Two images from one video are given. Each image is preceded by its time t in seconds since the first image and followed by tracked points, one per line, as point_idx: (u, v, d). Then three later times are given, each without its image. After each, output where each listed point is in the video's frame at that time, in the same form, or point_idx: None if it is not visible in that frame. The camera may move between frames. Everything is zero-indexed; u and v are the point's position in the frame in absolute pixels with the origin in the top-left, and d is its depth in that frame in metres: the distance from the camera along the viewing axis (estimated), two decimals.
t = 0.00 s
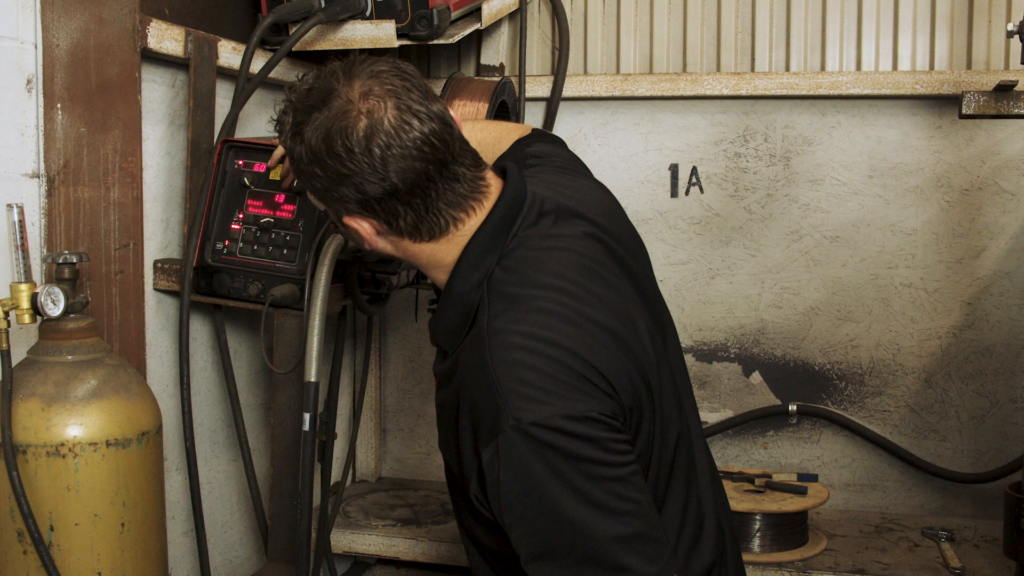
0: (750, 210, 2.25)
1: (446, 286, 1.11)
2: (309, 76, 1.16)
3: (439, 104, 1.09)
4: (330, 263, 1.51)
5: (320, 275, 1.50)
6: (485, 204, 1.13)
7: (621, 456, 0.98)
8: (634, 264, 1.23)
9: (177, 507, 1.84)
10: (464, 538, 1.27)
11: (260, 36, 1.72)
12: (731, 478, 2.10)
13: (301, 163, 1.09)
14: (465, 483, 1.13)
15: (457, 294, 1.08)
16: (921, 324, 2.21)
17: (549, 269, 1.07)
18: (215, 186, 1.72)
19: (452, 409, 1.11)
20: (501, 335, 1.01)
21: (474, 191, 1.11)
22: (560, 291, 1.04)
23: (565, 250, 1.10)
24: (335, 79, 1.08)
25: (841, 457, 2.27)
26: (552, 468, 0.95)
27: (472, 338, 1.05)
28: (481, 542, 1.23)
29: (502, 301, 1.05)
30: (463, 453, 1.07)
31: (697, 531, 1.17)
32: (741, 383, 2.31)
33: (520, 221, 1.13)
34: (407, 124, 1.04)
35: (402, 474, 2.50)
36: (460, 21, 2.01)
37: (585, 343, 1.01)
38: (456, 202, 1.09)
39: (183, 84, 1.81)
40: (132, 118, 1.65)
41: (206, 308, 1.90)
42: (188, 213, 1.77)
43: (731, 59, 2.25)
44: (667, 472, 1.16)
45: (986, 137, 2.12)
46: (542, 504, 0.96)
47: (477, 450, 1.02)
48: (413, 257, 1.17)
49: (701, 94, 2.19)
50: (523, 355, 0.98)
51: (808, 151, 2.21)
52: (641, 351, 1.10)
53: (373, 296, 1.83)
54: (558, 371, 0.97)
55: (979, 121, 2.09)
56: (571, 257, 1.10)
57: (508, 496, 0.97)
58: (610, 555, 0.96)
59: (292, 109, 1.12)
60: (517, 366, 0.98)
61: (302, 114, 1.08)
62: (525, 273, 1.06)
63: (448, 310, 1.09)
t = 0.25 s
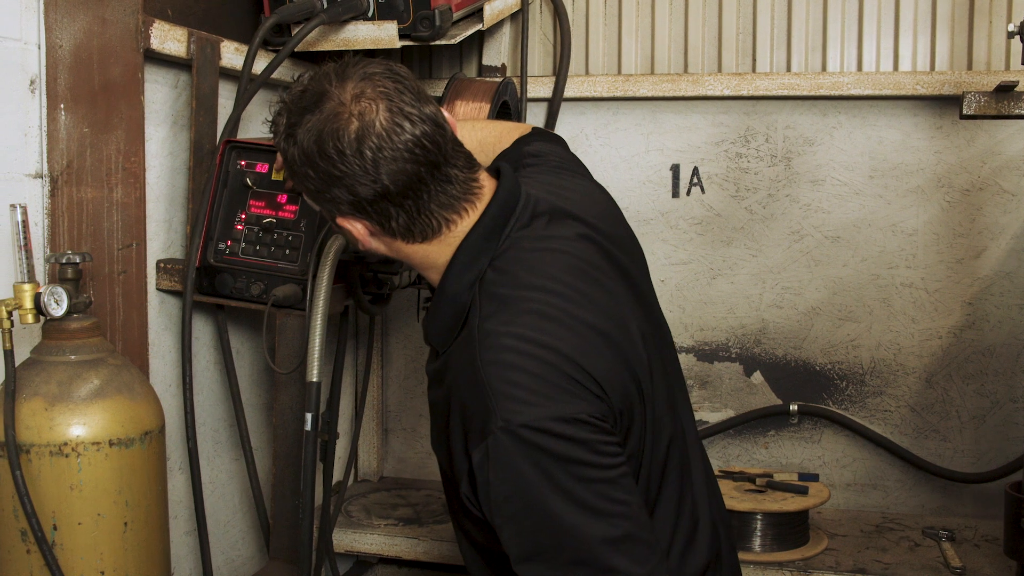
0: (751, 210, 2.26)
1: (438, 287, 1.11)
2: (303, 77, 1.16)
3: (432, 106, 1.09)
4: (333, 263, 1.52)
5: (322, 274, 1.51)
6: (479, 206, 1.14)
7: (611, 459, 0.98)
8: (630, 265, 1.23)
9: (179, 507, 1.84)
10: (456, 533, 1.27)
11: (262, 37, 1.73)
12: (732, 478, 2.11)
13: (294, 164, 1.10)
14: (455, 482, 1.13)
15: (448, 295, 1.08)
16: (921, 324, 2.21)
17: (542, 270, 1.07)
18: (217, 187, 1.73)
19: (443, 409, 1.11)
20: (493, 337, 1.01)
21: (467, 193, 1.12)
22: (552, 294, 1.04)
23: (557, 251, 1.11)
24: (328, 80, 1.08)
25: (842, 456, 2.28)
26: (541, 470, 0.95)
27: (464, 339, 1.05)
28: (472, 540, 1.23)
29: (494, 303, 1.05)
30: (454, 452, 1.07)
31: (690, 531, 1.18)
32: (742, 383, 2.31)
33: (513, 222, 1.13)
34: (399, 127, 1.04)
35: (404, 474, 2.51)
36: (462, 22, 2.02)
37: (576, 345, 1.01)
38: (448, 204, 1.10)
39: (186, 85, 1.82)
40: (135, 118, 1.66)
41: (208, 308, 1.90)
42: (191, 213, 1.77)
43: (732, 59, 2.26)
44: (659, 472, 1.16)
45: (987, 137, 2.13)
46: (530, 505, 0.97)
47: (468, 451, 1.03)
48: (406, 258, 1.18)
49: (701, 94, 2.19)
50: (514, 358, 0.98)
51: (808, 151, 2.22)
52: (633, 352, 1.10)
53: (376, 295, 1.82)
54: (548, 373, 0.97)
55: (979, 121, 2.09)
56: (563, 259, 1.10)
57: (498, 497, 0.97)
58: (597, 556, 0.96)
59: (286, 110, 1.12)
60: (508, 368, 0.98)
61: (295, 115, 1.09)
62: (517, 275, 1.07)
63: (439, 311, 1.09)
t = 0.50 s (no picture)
0: (753, 210, 2.26)
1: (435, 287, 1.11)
2: (303, 76, 1.16)
3: (431, 106, 1.10)
4: (336, 263, 1.52)
5: (325, 274, 1.52)
6: (477, 206, 1.14)
7: (608, 459, 0.98)
8: (629, 266, 1.23)
9: (182, 506, 1.85)
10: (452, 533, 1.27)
11: (264, 37, 1.73)
12: (734, 478, 2.11)
13: (293, 163, 1.10)
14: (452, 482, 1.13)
15: (445, 294, 1.08)
16: (923, 324, 2.21)
17: (539, 270, 1.07)
18: (219, 187, 1.73)
19: (440, 408, 1.11)
20: (490, 336, 1.01)
21: (465, 193, 1.12)
22: (549, 293, 1.05)
23: (556, 251, 1.11)
24: (327, 80, 1.08)
25: (843, 456, 2.28)
26: (538, 469, 0.96)
27: (462, 339, 1.06)
28: (468, 540, 1.24)
29: (491, 302, 1.05)
30: (450, 451, 1.07)
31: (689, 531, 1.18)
32: (744, 383, 2.31)
33: (511, 222, 1.13)
34: (398, 126, 1.05)
35: (406, 474, 2.52)
36: (464, 22, 2.03)
37: (573, 345, 1.01)
38: (447, 204, 1.10)
39: (189, 85, 1.83)
40: (138, 118, 1.66)
41: (210, 307, 1.91)
42: (193, 213, 1.78)
43: (734, 60, 2.26)
44: (655, 472, 1.17)
45: (988, 137, 2.13)
46: (527, 505, 0.97)
47: (465, 450, 1.03)
48: (404, 258, 1.18)
49: (703, 95, 2.20)
50: (511, 357, 0.99)
51: (809, 151, 2.22)
52: (630, 352, 1.10)
53: (379, 295, 1.82)
54: (545, 373, 0.98)
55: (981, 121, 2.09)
56: (561, 259, 1.10)
57: (495, 497, 0.97)
58: (594, 556, 0.96)
59: (285, 109, 1.12)
60: (505, 368, 0.98)
61: (294, 114, 1.09)
62: (515, 275, 1.07)
63: (436, 311, 1.10)
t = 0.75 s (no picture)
0: (754, 210, 2.26)
1: (435, 287, 1.11)
2: (303, 75, 1.17)
3: (431, 105, 1.10)
4: (337, 263, 1.52)
5: (326, 274, 1.52)
6: (477, 206, 1.14)
7: (608, 459, 0.99)
8: (629, 266, 1.23)
9: (184, 505, 1.85)
10: (451, 533, 1.27)
11: (267, 37, 1.73)
12: (735, 478, 2.11)
13: (293, 162, 1.10)
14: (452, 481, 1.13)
15: (446, 294, 1.08)
16: (924, 324, 2.21)
17: (540, 270, 1.08)
18: (221, 187, 1.73)
19: (440, 408, 1.11)
20: (491, 336, 1.01)
21: (465, 192, 1.12)
22: (550, 293, 1.05)
23: (556, 251, 1.11)
24: (327, 79, 1.09)
25: (844, 456, 2.28)
26: (539, 469, 0.96)
27: (462, 338, 1.06)
28: (469, 540, 1.24)
29: (492, 302, 1.05)
30: (451, 451, 1.08)
31: (689, 531, 1.18)
32: (745, 383, 2.32)
33: (512, 222, 1.13)
34: (397, 125, 1.05)
35: (408, 473, 2.52)
36: (466, 23, 2.03)
37: (573, 345, 1.01)
38: (446, 203, 1.10)
39: (191, 86, 1.83)
40: (140, 119, 1.65)
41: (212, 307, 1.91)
42: (194, 213, 1.78)
43: (735, 60, 2.26)
44: (655, 473, 1.17)
45: (989, 137, 2.13)
46: (528, 505, 0.97)
47: (465, 450, 1.03)
48: (404, 257, 1.18)
49: (704, 95, 2.20)
50: (512, 357, 0.99)
51: (811, 152, 2.22)
52: (630, 352, 1.11)
53: (380, 296, 1.82)
54: (546, 373, 0.98)
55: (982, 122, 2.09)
56: (561, 259, 1.10)
57: (495, 497, 0.98)
58: (594, 556, 0.97)
59: (285, 108, 1.13)
60: (505, 368, 0.98)
61: (294, 113, 1.09)
62: (515, 275, 1.07)
63: (436, 310, 1.10)
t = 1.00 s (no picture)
0: (755, 210, 2.26)
1: (439, 287, 1.11)
2: (305, 74, 1.17)
3: (434, 105, 1.10)
4: (339, 263, 1.52)
5: (328, 273, 1.51)
6: (479, 206, 1.14)
7: (612, 460, 0.99)
8: (631, 266, 1.23)
9: (186, 505, 1.85)
10: (454, 533, 1.28)
11: (268, 38, 1.73)
12: (736, 477, 2.12)
13: (295, 161, 1.10)
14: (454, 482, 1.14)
15: (449, 294, 1.09)
16: (925, 324, 2.21)
17: (543, 270, 1.08)
18: (223, 187, 1.73)
19: (443, 408, 1.11)
20: (494, 336, 1.02)
21: (467, 192, 1.12)
22: (553, 294, 1.05)
23: (559, 251, 1.11)
24: (330, 78, 1.09)
25: (845, 456, 2.28)
26: (542, 470, 0.96)
27: (465, 338, 1.06)
28: (471, 540, 1.24)
29: (495, 302, 1.05)
30: (454, 451, 1.08)
31: (691, 531, 1.18)
32: (746, 383, 2.32)
33: (514, 222, 1.14)
34: (400, 125, 1.05)
35: (409, 473, 2.52)
36: (467, 24, 2.03)
37: (577, 346, 1.02)
38: (449, 203, 1.10)
39: (193, 86, 1.83)
40: (141, 119, 1.65)
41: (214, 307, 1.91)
42: (196, 213, 1.78)
43: (737, 60, 2.26)
44: (657, 473, 1.17)
45: (990, 138, 2.13)
46: (531, 506, 0.97)
47: (468, 450, 1.03)
48: (406, 257, 1.18)
49: (705, 95, 2.21)
50: (515, 357, 0.99)
51: (812, 152, 2.22)
52: (632, 353, 1.11)
53: (382, 296, 1.82)
54: (549, 374, 0.98)
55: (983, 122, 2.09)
56: (564, 259, 1.10)
57: (499, 497, 0.98)
58: (597, 556, 0.97)
59: (288, 107, 1.13)
60: (508, 368, 0.99)
61: (296, 112, 1.10)
62: (518, 275, 1.07)
63: (439, 310, 1.10)
